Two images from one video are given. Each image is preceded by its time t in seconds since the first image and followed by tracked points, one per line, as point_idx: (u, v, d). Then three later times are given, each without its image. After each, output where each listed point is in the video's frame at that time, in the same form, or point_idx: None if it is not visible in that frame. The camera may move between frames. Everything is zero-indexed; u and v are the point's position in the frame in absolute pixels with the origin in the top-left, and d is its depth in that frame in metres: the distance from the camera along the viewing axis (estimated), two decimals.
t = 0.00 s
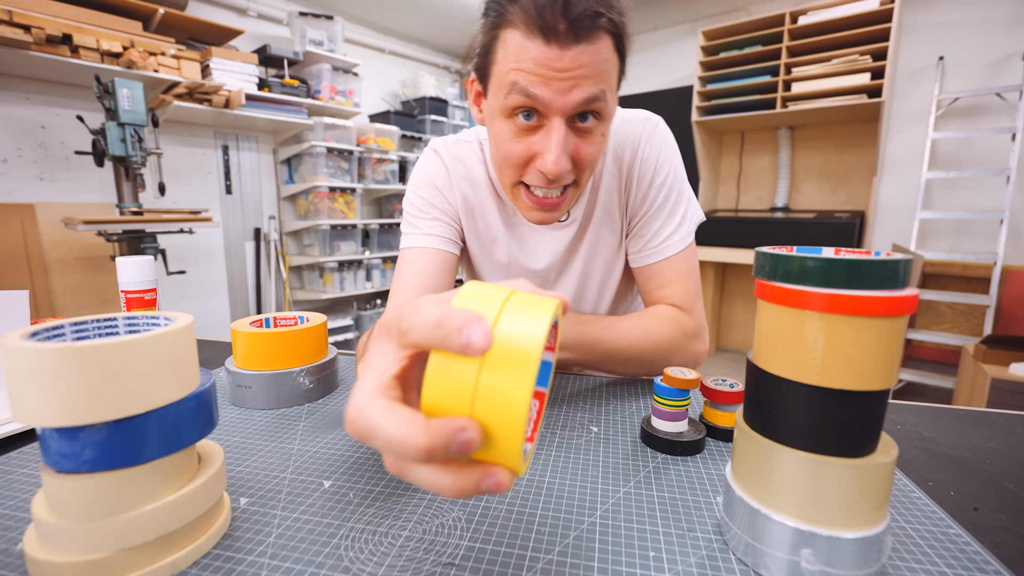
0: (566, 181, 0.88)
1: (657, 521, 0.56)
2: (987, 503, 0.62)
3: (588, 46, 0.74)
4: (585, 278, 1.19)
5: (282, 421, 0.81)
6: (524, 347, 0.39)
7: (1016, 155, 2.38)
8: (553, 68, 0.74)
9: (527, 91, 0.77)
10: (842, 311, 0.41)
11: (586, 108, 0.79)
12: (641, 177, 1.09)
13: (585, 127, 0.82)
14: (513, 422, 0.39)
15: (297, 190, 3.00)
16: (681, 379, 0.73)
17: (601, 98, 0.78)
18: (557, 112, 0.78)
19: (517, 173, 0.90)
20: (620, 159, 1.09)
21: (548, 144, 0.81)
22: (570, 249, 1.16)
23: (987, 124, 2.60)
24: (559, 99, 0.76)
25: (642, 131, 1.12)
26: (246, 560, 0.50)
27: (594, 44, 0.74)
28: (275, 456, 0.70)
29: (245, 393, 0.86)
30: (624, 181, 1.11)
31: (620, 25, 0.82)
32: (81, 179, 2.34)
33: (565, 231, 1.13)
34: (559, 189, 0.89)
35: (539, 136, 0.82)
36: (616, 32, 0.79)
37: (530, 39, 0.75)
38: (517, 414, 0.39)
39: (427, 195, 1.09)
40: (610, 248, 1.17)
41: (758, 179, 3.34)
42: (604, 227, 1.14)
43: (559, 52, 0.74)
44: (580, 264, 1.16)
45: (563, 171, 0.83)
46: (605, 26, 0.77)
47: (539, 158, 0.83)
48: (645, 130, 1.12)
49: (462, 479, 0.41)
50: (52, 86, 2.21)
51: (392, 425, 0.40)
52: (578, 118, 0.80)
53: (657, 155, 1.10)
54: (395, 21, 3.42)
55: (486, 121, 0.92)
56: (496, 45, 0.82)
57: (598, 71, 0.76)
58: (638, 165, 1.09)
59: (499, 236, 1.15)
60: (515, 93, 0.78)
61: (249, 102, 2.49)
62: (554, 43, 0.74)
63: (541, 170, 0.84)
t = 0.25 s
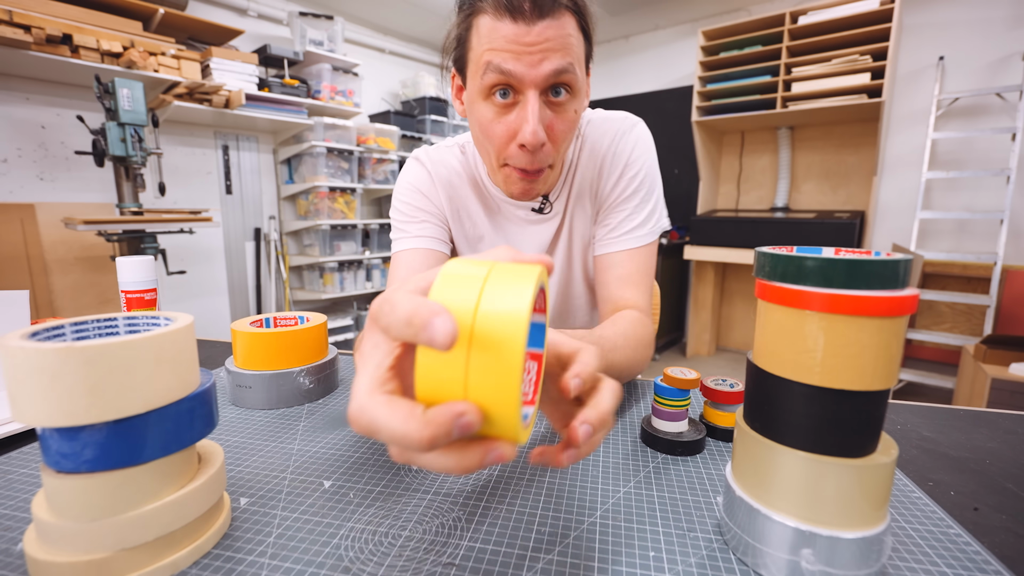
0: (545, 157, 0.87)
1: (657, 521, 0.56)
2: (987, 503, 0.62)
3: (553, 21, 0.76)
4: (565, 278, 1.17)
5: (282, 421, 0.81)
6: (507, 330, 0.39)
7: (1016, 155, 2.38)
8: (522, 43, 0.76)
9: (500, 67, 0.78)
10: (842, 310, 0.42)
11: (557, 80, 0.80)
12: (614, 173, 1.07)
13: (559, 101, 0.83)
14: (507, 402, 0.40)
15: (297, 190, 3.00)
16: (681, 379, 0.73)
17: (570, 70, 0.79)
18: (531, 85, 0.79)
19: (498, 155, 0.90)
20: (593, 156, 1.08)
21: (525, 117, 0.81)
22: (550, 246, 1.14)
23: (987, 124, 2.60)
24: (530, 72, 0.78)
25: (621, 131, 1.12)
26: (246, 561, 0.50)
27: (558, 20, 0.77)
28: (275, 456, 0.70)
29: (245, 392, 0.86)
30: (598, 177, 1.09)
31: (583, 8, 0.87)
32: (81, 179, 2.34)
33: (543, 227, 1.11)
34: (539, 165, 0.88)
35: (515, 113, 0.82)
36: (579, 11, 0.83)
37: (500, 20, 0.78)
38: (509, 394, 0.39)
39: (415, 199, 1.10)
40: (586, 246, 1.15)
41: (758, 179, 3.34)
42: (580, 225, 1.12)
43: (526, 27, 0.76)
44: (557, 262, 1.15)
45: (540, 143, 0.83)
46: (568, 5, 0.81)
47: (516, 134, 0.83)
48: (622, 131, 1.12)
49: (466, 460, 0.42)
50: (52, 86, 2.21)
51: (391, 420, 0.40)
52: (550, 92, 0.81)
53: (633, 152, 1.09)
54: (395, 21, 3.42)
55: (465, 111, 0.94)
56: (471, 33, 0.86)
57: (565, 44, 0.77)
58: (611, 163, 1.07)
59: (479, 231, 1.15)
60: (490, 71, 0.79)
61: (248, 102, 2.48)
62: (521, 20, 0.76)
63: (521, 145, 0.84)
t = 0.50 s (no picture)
0: (524, 144, 0.88)
1: (656, 521, 0.56)
2: (987, 503, 0.62)
3: (527, 11, 0.79)
4: (552, 282, 1.17)
5: (282, 421, 0.81)
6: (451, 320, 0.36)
7: (1016, 155, 2.38)
8: (497, 32, 0.78)
9: (476, 57, 0.80)
10: (842, 310, 0.41)
11: (532, 68, 0.82)
12: (595, 177, 1.06)
13: (535, 89, 0.84)
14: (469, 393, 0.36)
15: (297, 190, 3.00)
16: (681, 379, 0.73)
17: (544, 59, 0.81)
18: (506, 74, 0.81)
19: (478, 145, 0.90)
20: (577, 159, 1.08)
21: (502, 104, 0.82)
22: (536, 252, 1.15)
23: (987, 124, 2.60)
24: (505, 60, 0.80)
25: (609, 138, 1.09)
26: (247, 560, 0.50)
27: (532, 11, 0.79)
28: (275, 456, 0.70)
29: (244, 392, 0.86)
30: (580, 181, 1.08)
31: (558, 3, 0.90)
32: (81, 179, 2.34)
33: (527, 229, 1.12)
34: (518, 153, 0.88)
35: (493, 102, 0.84)
36: (553, 4, 0.86)
37: (476, 11, 0.80)
38: (469, 386, 0.36)
39: (405, 199, 1.11)
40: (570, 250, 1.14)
41: (758, 179, 3.34)
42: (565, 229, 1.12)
43: (500, 17, 0.78)
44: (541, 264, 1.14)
45: (517, 129, 0.84)
46: None
47: (493, 123, 0.84)
48: (611, 135, 1.11)
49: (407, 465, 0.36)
50: (52, 86, 2.21)
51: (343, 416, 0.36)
52: (526, 80, 0.83)
53: (616, 158, 1.05)
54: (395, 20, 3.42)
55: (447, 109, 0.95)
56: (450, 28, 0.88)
57: (537, 33, 0.79)
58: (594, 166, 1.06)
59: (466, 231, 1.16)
60: (466, 61, 0.81)
61: (249, 102, 2.48)
62: (495, 11, 0.78)
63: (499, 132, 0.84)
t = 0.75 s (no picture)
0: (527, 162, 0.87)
1: (656, 521, 0.56)
2: (987, 503, 0.62)
3: (531, 28, 0.78)
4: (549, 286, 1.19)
5: (282, 421, 0.81)
6: (639, 220, 0.33)
7: (1016, 155, 2.38)
8: (500, 50, 0.77)
9: (478, 74, 0.78)
10: (842, 311, 0.41)
11: (536, 86, 0.80)
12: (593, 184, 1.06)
13: (538, 106, 0.83)
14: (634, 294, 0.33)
15: (297, 190, 3.00)
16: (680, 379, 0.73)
17: (549, 77, 0.79)
18: (510, 92, 0.79)
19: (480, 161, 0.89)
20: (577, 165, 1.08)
21: (504, 122, 0.81)
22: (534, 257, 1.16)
23: (987, 124, 2.60)
24: (508, 79, 0.78)
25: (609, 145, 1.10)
26: (246, 560, 0.50)
27: (537, 27, 0.78)
28: (275, 456, 0.70)
29: (244, 392, 0.86)
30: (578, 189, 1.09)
31: (562, 15, 0.90)
32: (81, 179, 2.34)
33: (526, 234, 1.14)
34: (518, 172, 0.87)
35: (495, 118, 0.82)
36: (558, 17, 0.85)
37: (480, 27, 0.79)
38: (636, 282, 0.33)
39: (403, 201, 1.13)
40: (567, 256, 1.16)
41: (758, 179, 3.34)
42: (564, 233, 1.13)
43: (505, 34, 0.77)
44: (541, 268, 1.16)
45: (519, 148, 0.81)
46: (546, 11, 0.83)
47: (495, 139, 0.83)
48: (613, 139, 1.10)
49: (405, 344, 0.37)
50: (52, 86, 2.21)
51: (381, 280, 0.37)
52: (529, 97, 0.81)
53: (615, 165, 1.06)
54: (395, 20, 3.42)
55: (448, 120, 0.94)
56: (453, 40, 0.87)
57: (543, 51, 0.78)
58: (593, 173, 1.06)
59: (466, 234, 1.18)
60: (468, 78, 0.79)
61: (248, 102, 2.48)
62: (500, 28, 0.77)
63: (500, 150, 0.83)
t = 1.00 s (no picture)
0: (535, 188, 0.91)
1: (656, 521, 0.56)
2: (987, 503, 0.62)
3: (545, 62, 0.78)
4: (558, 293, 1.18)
5: (282, 421, 0.81)
6: (706, 102, 0.42)
7: (1016, 155, 2.38)
8: (513, 84, 0.78)
9: (489, 107, 0.79)
10: (842, 310, 0.42)
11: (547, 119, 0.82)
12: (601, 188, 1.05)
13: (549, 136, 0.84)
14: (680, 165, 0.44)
15: (297, 190, 3.00)
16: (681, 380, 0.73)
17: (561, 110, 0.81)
18: (520, 126, 0.80)
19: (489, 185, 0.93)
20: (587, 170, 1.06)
21: (513, 155, 0.83)
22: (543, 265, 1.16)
23: (987, 124, 2.60)
24: (519, 113, 0.79)
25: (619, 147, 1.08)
26: (246, 561, 0.50)
27: (549, 61, 0.79)
28: (275, 456, 0.70)
29: (244, 392, 0.86)
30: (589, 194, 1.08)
31: (578, 42, 0.88)
32: (81, 179, 2.34)
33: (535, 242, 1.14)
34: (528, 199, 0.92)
35: (505, 148, 0.84)
36: (573, 47, 0.85)
37: (492, 58, 0.79)
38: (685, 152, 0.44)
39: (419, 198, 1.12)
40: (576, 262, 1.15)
41: (758, 179, 3.34)
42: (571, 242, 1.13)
43: (517, 70, 0.77)
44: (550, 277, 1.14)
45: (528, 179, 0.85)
46: (561, 41, 0.82)
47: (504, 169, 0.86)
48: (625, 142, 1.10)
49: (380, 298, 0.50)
50: (52, 86, 2.21)
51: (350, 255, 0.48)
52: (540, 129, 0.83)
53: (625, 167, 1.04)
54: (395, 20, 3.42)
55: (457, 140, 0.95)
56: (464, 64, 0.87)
57: (555, 85, 0.79)
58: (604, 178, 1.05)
59: (476, 242, 1.16)
60: (478, 110, 0.80)
61: (249, 102, 2.48)
62: (513, 62, 0.77)
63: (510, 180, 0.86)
